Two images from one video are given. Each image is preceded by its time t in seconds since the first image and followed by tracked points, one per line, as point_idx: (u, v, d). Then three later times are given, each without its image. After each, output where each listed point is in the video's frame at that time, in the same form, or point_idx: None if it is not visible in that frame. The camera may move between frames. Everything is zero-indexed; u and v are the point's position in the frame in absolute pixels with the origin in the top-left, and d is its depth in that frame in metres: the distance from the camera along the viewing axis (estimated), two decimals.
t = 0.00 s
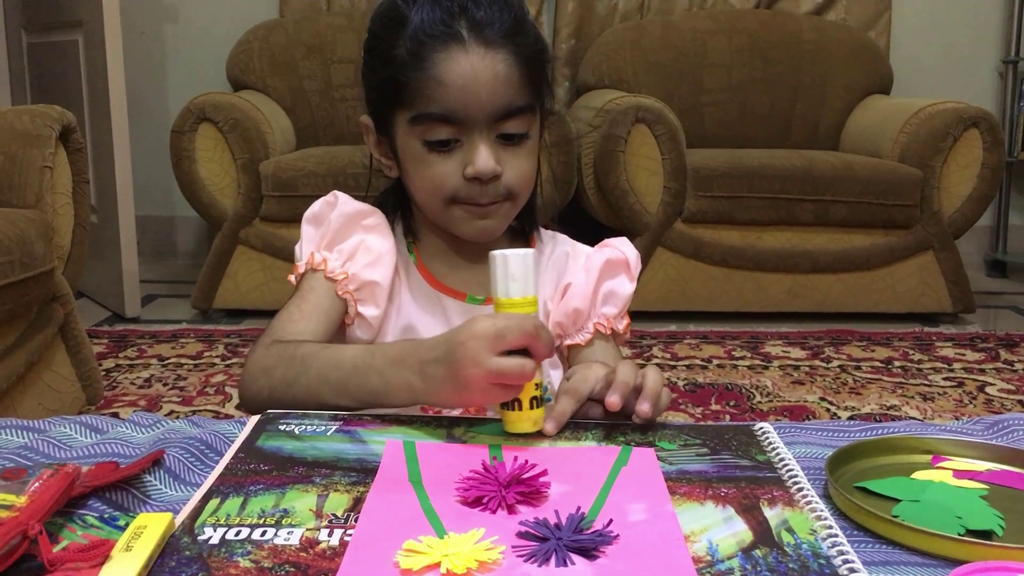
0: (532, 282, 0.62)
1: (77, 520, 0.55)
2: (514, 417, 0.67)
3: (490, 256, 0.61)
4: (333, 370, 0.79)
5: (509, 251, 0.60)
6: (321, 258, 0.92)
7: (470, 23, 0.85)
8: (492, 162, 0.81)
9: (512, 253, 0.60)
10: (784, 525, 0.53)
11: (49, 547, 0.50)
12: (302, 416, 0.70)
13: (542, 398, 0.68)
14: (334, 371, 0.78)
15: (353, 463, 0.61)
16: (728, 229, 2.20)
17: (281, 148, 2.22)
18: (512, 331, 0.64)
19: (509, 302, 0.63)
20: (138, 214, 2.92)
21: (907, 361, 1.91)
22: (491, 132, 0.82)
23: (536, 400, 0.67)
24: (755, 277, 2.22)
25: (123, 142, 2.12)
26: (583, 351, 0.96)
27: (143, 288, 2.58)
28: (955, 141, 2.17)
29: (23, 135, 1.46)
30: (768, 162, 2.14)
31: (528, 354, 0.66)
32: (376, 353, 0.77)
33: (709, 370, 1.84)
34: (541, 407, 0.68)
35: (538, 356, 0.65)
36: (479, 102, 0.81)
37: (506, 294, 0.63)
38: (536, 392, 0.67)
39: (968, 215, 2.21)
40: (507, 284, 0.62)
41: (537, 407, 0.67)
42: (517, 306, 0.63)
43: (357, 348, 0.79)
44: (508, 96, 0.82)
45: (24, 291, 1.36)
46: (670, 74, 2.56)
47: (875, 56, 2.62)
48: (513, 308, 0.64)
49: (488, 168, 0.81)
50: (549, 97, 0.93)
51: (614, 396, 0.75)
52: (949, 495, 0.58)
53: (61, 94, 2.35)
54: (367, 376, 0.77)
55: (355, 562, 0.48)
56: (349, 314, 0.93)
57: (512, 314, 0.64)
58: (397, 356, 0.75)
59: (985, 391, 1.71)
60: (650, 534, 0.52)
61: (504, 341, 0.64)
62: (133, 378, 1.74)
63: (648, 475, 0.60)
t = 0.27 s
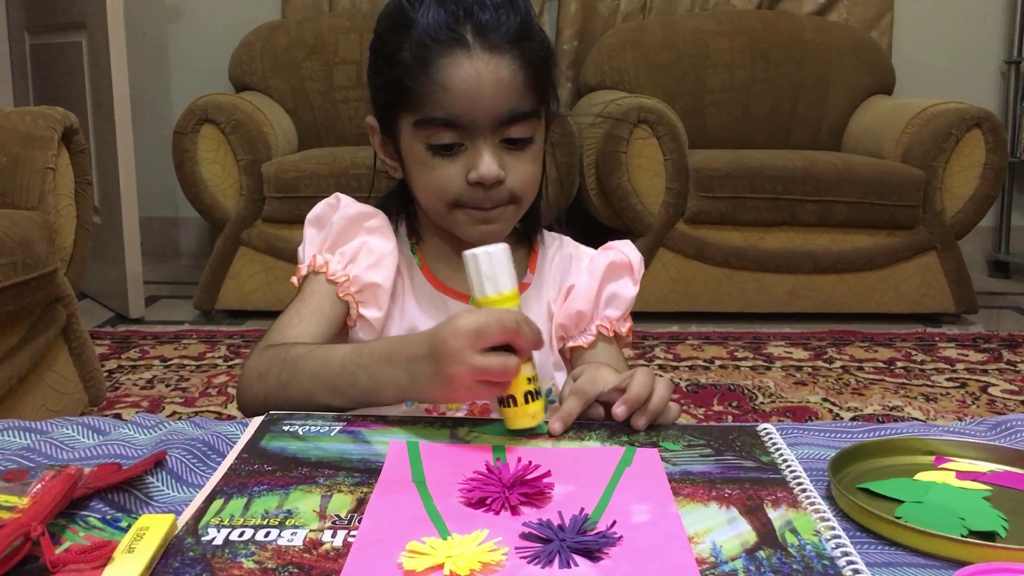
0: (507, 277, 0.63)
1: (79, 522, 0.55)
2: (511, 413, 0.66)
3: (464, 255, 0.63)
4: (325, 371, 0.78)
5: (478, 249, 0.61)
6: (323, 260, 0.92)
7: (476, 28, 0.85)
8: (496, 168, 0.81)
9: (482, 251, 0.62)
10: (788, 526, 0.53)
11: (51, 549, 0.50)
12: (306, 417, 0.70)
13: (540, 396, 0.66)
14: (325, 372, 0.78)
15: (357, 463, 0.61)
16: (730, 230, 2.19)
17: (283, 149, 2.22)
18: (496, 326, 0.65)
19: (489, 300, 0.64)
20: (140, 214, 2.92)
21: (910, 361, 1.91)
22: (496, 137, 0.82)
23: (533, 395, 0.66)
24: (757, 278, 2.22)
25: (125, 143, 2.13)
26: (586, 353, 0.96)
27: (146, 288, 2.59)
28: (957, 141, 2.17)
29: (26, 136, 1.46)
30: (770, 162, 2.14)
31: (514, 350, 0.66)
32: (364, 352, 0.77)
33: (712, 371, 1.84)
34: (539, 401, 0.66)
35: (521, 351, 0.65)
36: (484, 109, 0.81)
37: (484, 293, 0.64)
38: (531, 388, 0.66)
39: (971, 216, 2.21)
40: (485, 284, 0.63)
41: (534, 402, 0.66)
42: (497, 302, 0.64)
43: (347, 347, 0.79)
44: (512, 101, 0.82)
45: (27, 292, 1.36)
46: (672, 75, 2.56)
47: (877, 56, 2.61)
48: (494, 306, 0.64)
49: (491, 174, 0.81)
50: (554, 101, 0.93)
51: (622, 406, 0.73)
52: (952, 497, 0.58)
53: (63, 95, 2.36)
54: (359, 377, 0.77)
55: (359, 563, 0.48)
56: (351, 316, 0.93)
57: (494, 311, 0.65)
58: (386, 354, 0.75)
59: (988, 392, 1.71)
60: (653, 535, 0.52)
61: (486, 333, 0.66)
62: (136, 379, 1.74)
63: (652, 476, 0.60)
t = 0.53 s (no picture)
0: (489, 289, 0.63)
1: (81, 522, 0.55)
2: (481, 422, 0.66)
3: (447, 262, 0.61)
4: (308, 378, 0.78)
5: (462, 258, 0.60)
6: (318, 263, 0.93)
7: (483, 26, 0.85)
8: (501, 167, 0.82)
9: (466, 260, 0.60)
10: (790, 526, 0.53)
11: (54, 548, 0.50)
12: (307, 417, 0.70)
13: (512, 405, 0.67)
14: (308, 379, 0.78)
15: (358, 464, 0.61)
16: (732, 229, 2.19)
17: (285, 148, 2.22)
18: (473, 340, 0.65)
19: (469, 310, 0.64)
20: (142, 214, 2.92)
21: (912, 361, 1.91)
22: (500, 136, 0.82)
23: (506, 406, 0.66)
24: (759, 278, 2.22)
25: (128, 142, 2.13)
26: (585, 352, 0.96)
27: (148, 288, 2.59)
28: (960, 141, 2.16)
29: (28, 136, 1.47)
30: (773, 162, 2.13)
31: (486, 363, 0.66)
32: (345, 361, 0.77)
33: (714, 370, 1.83)
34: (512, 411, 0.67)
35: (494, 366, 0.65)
36: (490, 108, 0.81)
37: (465, 302, 0.63)
38: (503, 398, 0.66)
39: (973, 215, 2.21)
40: (467, 294, 0.62)
41: (506, 414, 0.66)
42: (477, 313, 0.64)
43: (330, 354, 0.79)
44: (517, 101, 0.82)
45: (29, 292, 1.36)
46: (674, 75, 2.55)
47: (879, 55, 2.61)
48: (473, 316, 0.64)
49: (496, 173, 0.81)
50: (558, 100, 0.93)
51: (618, 403, 0.74)
52: (956, 497, 0.58)
53: (66, 95, 2.36)
54: (340, 383, 0.76)
55: (361, 563, 0.48)
56: (347, 317, 0.92)
57: (471, 322, 0.64)
58: (365, 361, 0.75)
59: (991, 391, 1.71)
60: (655, 536, 0.52)
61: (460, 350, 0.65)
62: (138, 379, 1.74)
63: (654, 476, 0.59)
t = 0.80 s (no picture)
0: (493, 291, 0.63)
1: (82, 522, 0.55)
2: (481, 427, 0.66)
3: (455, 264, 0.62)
4: (316, 383, 0.78)
5: (471, 261, 0.60)
6: (316, 265, 0.93)
7: (483, 28, 0.85)
8: (500, 169, 0.82)
9: (474, 263, 0.61)
10: (791, 526, 0.53)
11: (54, 549, 0.50)
12: (308, 417, 0.70)
13: (513, 408, 0.67)
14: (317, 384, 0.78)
15: (359, 463, 0.61)
16: (734, 228, 2.19)
17: (286, 148, 2.22)
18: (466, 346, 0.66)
19: (472, 313, 0.64)
20: (144, 214, 2.92)
21: (914, 360, 1.91)
22: (499, 138, 0.82)
23: (505, 409, 0.66)
24: (760, 277, 2.22)
25: (128, 142, 2.13)
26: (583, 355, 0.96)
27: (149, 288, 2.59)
28: (961, 140, 2.16)
29: (29, 136, 1.47)
30: (775, 161, 2.13)
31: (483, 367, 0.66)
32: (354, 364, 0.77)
33: (715, 370, 1.83)
34: (511, 415, 0.66)
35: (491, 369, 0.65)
36: (490, 110, 0.81)
37: (468, 303, 0.64)
38: (503, 401, 0.66)
39: (975, 215, 2.20)
40: (469, 295, 0.63)
41: (505, 417, 0.66)
42: (479, 315, 0.64)
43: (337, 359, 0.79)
44: (516, 103, 0.82)
45: (30, 291, 1.36)
46: (675, 74, 2.55)
47: (881, 54, 2.61)
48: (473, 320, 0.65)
49: (495, 175, 0.82)
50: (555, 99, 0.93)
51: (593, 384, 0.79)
52: (957, 497, 0.58)
53: (66, 95, 2.36)
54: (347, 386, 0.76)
55: (361, 563, 0.48)
56: (346, 319, 0.92)
57: (473, 324, 0.65)
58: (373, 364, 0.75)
59: (992, 391, 1.71)
60: (655, 536, 0.52)
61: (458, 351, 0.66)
62: (139, 378, 1.75)
63: (654, 477, 0.59)
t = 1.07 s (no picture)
0: (417, 235, 0.64)
1: (82, 522, 0.56)
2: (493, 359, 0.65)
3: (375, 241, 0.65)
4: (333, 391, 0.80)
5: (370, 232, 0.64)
6: (316, 274, 0.93)
7: (478, 22, 0.86)
8: (495, 162, 0.81)
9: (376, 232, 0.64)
10: (791, 525, 0.53)
11: (54, 548, 0.50)
12: (309, 416, 0.70)
13: (497, 329, 0.64)
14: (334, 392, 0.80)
15: (359, 463, 0.61)
16: (734, 228, 2.19)
17: (286, 148, 2.22)
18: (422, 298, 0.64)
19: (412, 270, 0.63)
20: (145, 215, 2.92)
21: (915, 360, 1.90)
22: (494, 132, 0.82)
23: (491, 332, 0.64)
24: (761, 277, 2.22)
25: (129, 142, 2.13)
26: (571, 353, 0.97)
27: (150, 288, 2.59)
28: (962, 140, 2.16)
29: (30, 136, 1.47)
30: (775, 161, 2.13)
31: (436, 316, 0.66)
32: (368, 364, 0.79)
33: (716, 370, 1.83)
34: (502, 332, 0.64)
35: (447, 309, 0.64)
36: (484, 103, 0.82)
37: (401, 261, 0.63)
38: (483, 329, 0.63)
39: (976, 214, 2.20)
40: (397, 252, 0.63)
41: (495, 337, 0.63)
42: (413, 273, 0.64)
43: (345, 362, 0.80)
44: (512, 96, 0.82)
45: (31, 292, 1.36)
46: (676, 74, 2.55)
47: (881, 54, 2.61)
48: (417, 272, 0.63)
49: (490, 168, 0.81)
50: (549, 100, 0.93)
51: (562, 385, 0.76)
52: (958, 496, 0.58)
53: (67, 95, 2.36)
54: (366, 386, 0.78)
55: (362, 562, 0.48)
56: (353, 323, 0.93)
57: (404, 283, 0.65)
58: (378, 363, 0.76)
59: (993, 390, 1.70)
60: (656, 535, 0.52)
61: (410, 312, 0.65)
62: (140, 378, 1.75)
63: (655, 476, 0.59)
